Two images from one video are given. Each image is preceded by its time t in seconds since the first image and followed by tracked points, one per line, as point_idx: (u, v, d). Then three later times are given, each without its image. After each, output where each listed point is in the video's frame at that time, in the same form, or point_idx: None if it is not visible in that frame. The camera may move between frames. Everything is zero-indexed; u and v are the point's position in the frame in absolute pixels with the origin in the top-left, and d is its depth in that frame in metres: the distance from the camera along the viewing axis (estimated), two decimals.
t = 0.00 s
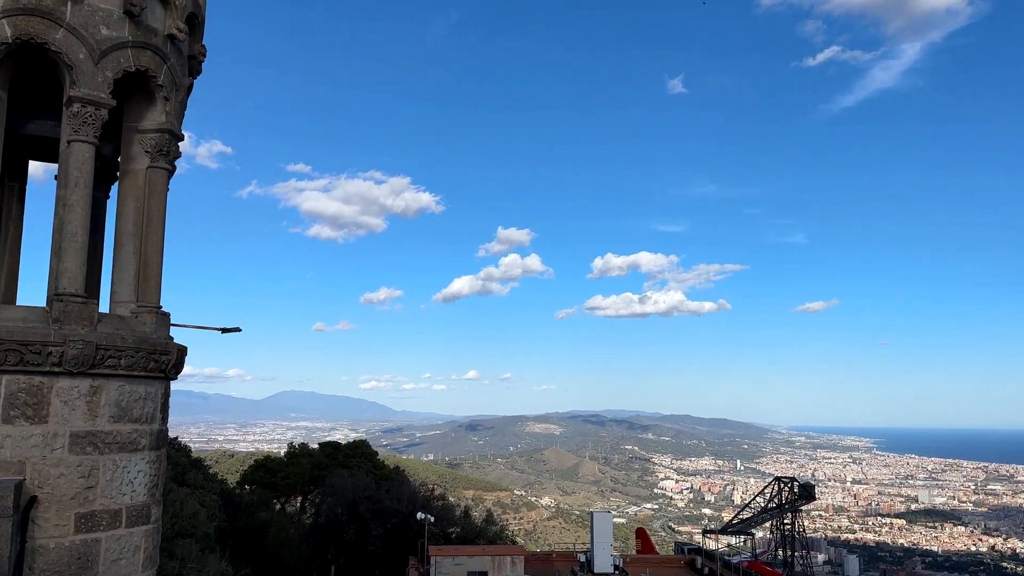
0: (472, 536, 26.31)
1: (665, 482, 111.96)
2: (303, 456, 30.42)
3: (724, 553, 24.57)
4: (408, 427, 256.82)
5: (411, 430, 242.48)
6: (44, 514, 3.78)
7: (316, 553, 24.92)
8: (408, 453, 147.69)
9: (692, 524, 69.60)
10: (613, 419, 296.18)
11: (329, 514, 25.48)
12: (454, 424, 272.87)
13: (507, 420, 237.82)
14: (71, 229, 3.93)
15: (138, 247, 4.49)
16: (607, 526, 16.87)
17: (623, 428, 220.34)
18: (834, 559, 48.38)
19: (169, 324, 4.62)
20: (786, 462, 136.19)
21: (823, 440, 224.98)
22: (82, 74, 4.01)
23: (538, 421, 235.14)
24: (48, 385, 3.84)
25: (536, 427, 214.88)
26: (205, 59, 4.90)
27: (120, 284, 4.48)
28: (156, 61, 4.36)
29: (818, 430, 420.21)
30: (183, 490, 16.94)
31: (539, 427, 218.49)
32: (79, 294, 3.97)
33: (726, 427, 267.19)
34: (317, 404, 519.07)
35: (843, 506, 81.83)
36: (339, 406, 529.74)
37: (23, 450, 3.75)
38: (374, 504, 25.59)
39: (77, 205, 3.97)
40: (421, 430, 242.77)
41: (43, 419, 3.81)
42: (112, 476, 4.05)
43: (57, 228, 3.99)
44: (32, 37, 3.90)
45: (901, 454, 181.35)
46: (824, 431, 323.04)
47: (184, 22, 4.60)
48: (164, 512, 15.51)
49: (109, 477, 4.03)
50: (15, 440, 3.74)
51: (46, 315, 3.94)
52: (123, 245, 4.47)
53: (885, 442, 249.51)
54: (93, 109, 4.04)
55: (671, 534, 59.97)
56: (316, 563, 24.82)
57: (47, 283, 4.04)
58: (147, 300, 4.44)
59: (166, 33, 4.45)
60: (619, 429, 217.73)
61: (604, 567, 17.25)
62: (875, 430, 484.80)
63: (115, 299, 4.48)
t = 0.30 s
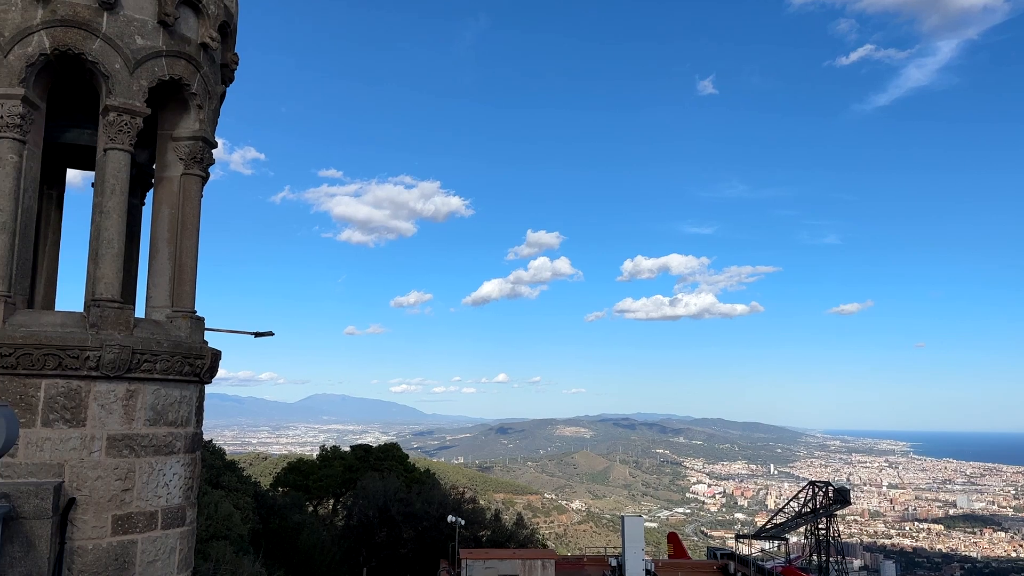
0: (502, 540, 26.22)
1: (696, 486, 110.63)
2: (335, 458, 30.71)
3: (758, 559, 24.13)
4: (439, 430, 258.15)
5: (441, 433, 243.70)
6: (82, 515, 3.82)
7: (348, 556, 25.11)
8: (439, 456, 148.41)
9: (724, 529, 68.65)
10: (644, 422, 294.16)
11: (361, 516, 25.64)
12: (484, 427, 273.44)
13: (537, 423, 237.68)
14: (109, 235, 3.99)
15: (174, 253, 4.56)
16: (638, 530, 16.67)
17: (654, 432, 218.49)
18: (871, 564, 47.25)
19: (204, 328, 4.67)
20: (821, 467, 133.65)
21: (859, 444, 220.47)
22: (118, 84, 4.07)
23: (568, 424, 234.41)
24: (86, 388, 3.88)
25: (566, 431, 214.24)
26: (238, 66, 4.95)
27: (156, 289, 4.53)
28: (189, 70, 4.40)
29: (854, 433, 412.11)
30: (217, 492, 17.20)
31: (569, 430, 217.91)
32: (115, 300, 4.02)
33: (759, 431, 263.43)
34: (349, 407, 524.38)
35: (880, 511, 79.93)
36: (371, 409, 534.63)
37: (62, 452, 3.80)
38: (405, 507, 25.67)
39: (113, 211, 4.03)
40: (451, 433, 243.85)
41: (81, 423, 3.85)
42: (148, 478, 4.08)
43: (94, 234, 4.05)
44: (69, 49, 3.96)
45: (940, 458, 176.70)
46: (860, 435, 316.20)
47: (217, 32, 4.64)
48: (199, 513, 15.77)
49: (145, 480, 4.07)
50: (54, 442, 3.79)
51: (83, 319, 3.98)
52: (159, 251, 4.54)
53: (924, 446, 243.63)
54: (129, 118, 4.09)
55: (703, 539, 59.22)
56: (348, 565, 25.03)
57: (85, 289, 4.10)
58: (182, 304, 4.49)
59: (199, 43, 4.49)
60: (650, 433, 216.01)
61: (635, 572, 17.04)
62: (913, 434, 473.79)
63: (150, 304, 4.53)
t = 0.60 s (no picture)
0: (534, 544, 26.13)
1: (730, 491, 109.02)
2: (368, 461, 30.98)
3: (792, 565, 23.60)
4: (470, 434, 259.02)
5: (473, 437, 244.50)
6: (122, 516, 3.88)
7: (380, 559, 25.26)
8: (469, 460, 148.95)
9: (759, 534, 67.59)
10: (676, 426, 291.49)
11: (393, 520, 25.77)
12: (515, 431, 273.59)
13: (568, 427, 236.93)
14: (146, 243, 4.04)
15: (209, 258, 4.61)
16: (671, 536, 16.40)
17: (687, 436, 216.07)
18: (909, 570, 46.04)
19: (239, 333, 4.71)
20: (857, 471, 130.76)
21: (898, 448, 215.39)
22: (154, 93, 4.13)
23: (599, 428, 233.14)
24: (124, 393, 3.93)
25: (597, 435, 213.05)
26: (271, 73, 4.99)
27: (192, 292, 4.58)
28: (223, 79, 4.44)
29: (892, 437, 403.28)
30: (252, 495, 17.43)
31: (600, 434, 216.81)
32: (153, 306, 4.08)
33: (795, 435, 259.10)
34: (381, 411, 528.85)
35: (918, 516, 77.94)
36: (402, 412, 538.45)
37: (101, 456, 3.85)
38: (436, 511, 25.73)
39: (150, 218, 4.08)
40: (482, 437, 244.45)
41: (119, 426, 3.90)
42: (184, 481, 4.12)
43: (131, 242, 4.11)
44: (107, 58, 4.03)
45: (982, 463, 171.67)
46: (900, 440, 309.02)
47: (250, 41, 4.69)
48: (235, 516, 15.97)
49: (182, 482, 4.11)
50: (93, 446, 3.84)
51: (121, 325, 4.04)
52: (195, 256, 4.60)
53: (966, 450, 237.08)
54: (164, 126, 4.14)
55: (738, 544, 58.39)
56: (381, 568, 25.17)
57: (123, 295, 4.16)
58: (218, 309, 4.54)
59: (234, 52, 4.54)
60: (682, 437, 213.94)
61: None
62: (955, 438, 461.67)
63: (186, 309, 4.58)
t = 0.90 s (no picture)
0: (566, 550, 25.94)
1: (765, 497, 107.16)
2: (400, 465, 31.17)
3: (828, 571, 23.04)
4: (502, 439, 259.22)
5: (505, 442, 244.66)
6: (159, 521, 3.93)
7: (413, 563, 25.35)
8: (501, 464, 149.00)
9: (795, 540, 66.30)
10: (710, 431, 287.92)
11: (425, 524, 25.86)
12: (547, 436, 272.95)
13: (600, 432, 235.61)
14: (181, 250, 4.09)
15: (243, 264, 4.65)
16: (704, 541, 16.14)
17: (720, 441, 213.30)
18: None
19: (273, 340, 4.74)
20: (895, 476, 127.57)
21: (939, 453, 209.76)
22: (189, 103, 4.19)
23: (631, 433, 231.54)
24: (161, 398, 3.98)
25: (629, 440, 211.42)
26: (303, 83, 5.03)
27: (227, 299, 4.63)
28: (256, 87, 4.49)
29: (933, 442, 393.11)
30: (286, 499, 17.65)
31: (632, 439, 215.22)
32: (189, 312, 4.12)
33: (832, 440, 254.03)
34: (413, 415, 531.84)
35: (958, 522, 75.70)
36: (434, 416, 540.98)
37: (138, 460, 3.90)
38: (468, 515, 25.74)
39: (186, 226, 4.13)
40: (514, 442, 244.38)
41: (156, 431, 3.95)
42: (219, 485, 4.16)
43: (168, 250, 4.17)
44: (143, 69, 4.09)
45: None
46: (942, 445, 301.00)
47: (283, 50, 4.73)
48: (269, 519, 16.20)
49: (217, 486, 4.15)
50: (131, 450, 3.89)
51: (159, 331, 4.10)
52: (230, 264, 4.64)
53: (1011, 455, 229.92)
54: (200, 135, 4.19)
55: (773, 551, 57.36)
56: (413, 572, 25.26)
57: (160, 302, 4.22)
58: (253, 314, 4.59)
59: (267, 61, 4.58)
60: (716, 441, 211.23)
61: None
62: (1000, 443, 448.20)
63: (222, 316, 4.63)
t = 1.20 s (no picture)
0: (599, 556, 25.73)
1: (800, 503, 105.16)
2: (432, 470, 31.24)
3: None
4: (534, 444, 258.79)
5: (536, 447, 244.19)
6: (196, 525, 3.96)
7: (445, 567, 25.42)
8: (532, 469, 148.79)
9: (832, 547, 64.91)
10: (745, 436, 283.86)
11: (457, 529, 25.89)
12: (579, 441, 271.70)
13: (632, 437, 233.87)
14: (217, 258, 4.14)
15: (277, 272, 4.70)
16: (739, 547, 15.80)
17: (755, 447, 210.02)
18: None
19: (306, 345, 4.78)
20: (934, 482, 124.23)
21: (982, 459, 203.71)
22: (224, 111, 4.24)
23: (664, 438, 229.32)
24: (197, 404, 4.03)
25: (661, 445, 209.44)
26: (335, 92, 5.07)
27: (262, 305, 4.68)
28: (290, 97, 4.54)
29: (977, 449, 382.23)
30: (320, 503, 17.83)
31: (665, 445, 213.19)
32: (225, 319, 4.17)
33: (870, 446, 248.48)
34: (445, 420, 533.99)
35: (1000, 530, 73.40)
36: (466, 422, 542.63)
37: (176, 465, 3.95)
38: (500, 521, 25.66)
39: (222, 235, 4.19)
40: (546, 447, 243.67)
41: (192, 436, 3.99)
42: (255, 489, 4.19)
43: (204, 259, 4.23)
44: (179, 80, 4.16)
45: None
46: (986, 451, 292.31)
47: (316, 59, 4.78)
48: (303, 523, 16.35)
49: (253, 491, 4.18)
50: (169, 456, 3.95)
51: (195, 338, 4.16)
52: (264, 270, 4.69)
53: None
54: (234, 145, 4.25)
55: (809, 558, 56.28)
56: None
57: (195, 310, 4.28)
58: (286, 321, 4.62)
59: (299, 70, 4.63)
60: (750, 447, 208.09)
61: None
62: None
63: (256, 322, 4.68)
